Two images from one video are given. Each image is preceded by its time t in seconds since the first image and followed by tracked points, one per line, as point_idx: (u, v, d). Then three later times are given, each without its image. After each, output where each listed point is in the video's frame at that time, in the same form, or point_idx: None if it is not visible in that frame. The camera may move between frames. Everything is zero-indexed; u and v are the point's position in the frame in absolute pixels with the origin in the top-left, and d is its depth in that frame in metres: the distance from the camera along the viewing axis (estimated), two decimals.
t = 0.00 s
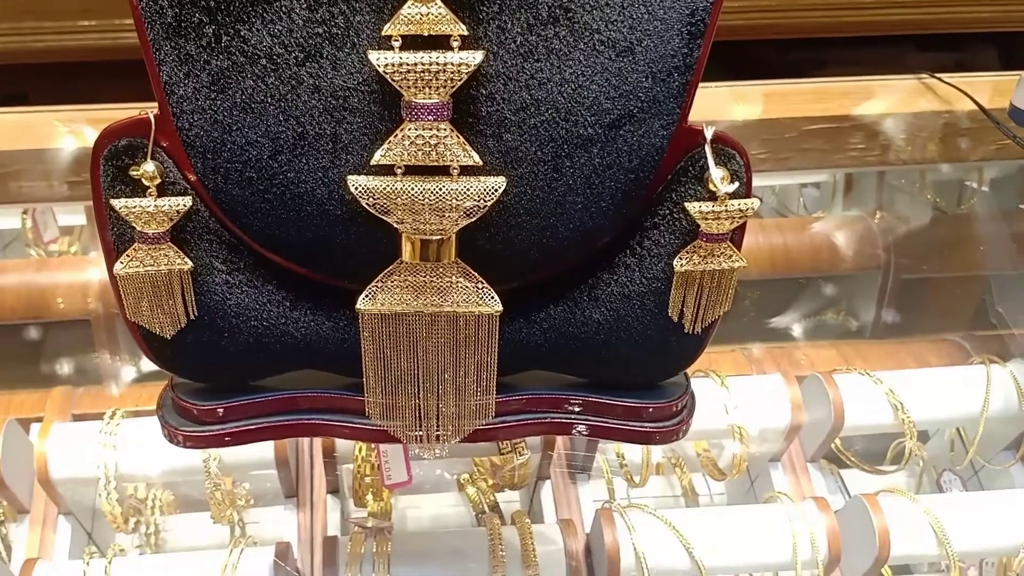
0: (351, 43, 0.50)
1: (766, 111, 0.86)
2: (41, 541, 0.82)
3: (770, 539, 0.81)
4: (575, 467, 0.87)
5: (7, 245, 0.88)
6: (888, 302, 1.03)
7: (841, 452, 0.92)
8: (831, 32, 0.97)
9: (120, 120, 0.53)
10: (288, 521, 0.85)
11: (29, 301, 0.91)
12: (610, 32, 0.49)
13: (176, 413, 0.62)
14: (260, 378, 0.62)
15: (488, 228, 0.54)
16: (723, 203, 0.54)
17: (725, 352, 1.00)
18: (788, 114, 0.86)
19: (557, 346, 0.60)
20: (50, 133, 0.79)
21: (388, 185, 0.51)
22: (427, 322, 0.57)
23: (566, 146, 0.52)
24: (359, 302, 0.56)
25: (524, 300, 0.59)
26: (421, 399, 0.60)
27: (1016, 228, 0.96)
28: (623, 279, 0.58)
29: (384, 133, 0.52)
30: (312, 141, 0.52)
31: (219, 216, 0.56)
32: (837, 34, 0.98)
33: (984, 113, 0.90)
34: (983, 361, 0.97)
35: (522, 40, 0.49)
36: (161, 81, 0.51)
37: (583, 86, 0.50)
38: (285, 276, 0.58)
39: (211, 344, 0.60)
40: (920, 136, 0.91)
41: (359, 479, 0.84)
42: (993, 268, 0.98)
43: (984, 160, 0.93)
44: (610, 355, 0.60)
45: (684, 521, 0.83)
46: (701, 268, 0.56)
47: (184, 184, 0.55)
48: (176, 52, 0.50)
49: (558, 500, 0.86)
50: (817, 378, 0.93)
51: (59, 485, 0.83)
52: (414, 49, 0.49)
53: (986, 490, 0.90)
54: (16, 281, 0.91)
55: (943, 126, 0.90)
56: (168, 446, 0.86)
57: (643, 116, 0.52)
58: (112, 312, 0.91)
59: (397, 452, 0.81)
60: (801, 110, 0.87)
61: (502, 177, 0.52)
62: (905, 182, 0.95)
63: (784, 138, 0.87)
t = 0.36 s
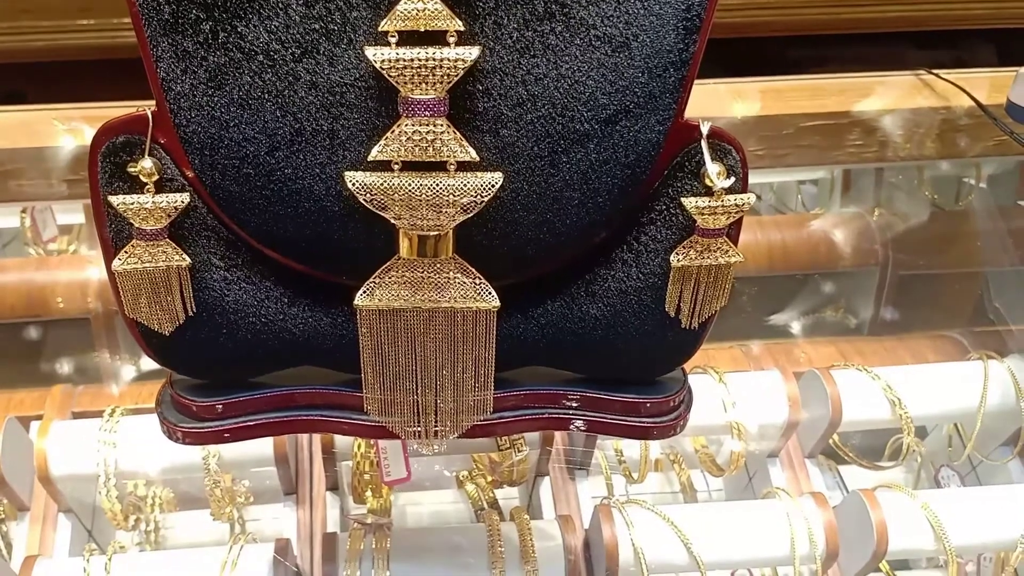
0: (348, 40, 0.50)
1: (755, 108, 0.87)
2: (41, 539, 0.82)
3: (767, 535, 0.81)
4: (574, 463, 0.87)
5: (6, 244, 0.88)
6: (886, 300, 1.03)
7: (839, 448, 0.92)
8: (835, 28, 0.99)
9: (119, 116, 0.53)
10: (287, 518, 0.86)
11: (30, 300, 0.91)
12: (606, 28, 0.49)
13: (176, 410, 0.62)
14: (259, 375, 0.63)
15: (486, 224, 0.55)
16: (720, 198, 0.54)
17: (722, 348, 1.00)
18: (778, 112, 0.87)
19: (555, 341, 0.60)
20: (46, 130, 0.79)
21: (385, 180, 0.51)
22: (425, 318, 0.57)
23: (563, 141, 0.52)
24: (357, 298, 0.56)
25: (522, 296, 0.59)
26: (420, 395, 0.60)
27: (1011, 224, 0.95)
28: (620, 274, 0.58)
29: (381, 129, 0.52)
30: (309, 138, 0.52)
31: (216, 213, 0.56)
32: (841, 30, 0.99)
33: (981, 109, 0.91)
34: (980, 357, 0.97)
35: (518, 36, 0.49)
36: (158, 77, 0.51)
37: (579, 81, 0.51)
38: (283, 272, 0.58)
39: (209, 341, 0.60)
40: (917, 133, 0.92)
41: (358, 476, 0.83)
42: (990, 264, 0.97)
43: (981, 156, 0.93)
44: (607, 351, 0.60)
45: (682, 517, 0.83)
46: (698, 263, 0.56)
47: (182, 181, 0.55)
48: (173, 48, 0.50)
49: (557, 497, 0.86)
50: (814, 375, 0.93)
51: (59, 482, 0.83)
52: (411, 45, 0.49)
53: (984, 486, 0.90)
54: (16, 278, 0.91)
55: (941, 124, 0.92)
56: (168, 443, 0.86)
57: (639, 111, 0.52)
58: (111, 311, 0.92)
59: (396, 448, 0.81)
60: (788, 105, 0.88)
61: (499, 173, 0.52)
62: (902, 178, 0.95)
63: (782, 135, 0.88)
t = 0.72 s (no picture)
0: (347, 40, 0.50)
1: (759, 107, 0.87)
2: (42, 539, 0.82)
3: (767, 534, 0.81)
4: (574, 462, 0.87)
5: (6, 245, 0.89)
6: (885, 298, 1.03)
7: (838, 447, 0.93)
8: (832, 27, 0.97)
9: (119, 117, 0.54)
10: (288, 518, 0.86)
11: (30, 301, 0.91)
12: (604, 28, 0.50)
13: (177, 410, 0.63)
14: (259, 374, 0.63)
15: (485, 223, 0.55)
16: (718, 197, 0.54)
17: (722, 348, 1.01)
18: (781, 111, 0.87)
19: (554, 341, 0.60)
20: (46, 131, 0.79)
21: (384, 180, 0.52)
22: (424, 317, 0.57)
23: (561, 141, 0.52)
24: (357, 298, 0.56)
25: (521, 296, 0.59)
26: (420, 395, 0.60)
27: (1010, 222, 0.97)
28: (619, 273, 0.58)
29: (381, 130, 0.52)
30: (309, 138, 0.52)
31: (217, 213, 0.56)
32: (837, 29, 0.97)
33: (979, 108, 0.91)
34: (979, 356, 0.97)
35: (517, 36, 0.50)
36: (158, 78, 0.52)
37: (577, 81, 0.51)
38: (283, 273, 0.59)
39: (209, 341, 0.60)
40: (916, 132, 0.92)
41: (358, 476, 0.83)
42: (989, 263, 0.99)
43: (981, 154, 0.93)
44: (607, 350, 0.61)
45: (681, 515, 0.83)
46: (696, 262, 0.56)
47: (183, 182, 0.55)
48: (173, 49, 0.51)
49: (557, 497, 0.86)
50: (814, 373, 0.93)
51: (60, 482, 0.84)
52: (410, 45, 0.49)
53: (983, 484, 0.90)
54: (16, 279, 0.91)
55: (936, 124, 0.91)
56: (169, 444, 0.86)
57: (637, 111, 0.52)
58: (112, 312, 0.92)
59: (396, 449, 0.82)
60: (793, 105, 0.88)
61: (498, 172, 0.53)
62: (902, 177, 0.96)
63: (781, 134, 0.88)
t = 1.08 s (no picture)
0: (349, 49, 0.50)
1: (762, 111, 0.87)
2: (45, 546, 0.82)
3: (770, 539, 0.81)
4: (577, 469, 0.87)
5: (7, 249, 0.88)
6: (887, 300, 1.03)
7: (840, 451, 0.93)
8: (827, 29, 0.97)
9: (121, 126, 0.54)
10: (290, 522, 0.86)
11: (30, 305, 0.91)
12: (606, 35, 0.50)
13: (180, 418, 0.63)
14: (262, 382, 0.63)
15: (488, 231, 0.55)
16: (721, 205, 0.54)
17: (724, 352, 1.01)
18: (782, 115, 0.87)
19: (557, 348, 0.60)
20: (48, 136, 0.79)
21: (387, 189, 0.52)
22: (427, 326, 0.57)
23: (564, 148, 0.52)
24: (359, 306, 0.56)
25: (524, 303, 0.59)
26: (423, 402, 0.60)
27: (1014, 226, 0.96)
28: (623, 281, 0.58)
29: (384, 138, 0.52)
30: (312, 146, 0.52)
31: (219, 221, 0.56)
32: (832, 31, 0.97)
33: (980, 112, 0.89)
34: (981, 360, 0.97)
35: (519, 44, 0.50)
36: (161, 86, 0.52)
37: (580, 89, 0.51)
38: (286, 281, 0.59)
39: (213, 348, 0.60)
40: (917, 135, 0.91)
41: (361, 481, 0.84)
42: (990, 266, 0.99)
43: (981, 158, 0.93)
44: (610, 357, 0.61)
45: (683, 520, 0.83)
46: (699, 270, 0.56)
47: (186, 190, 0.55)
48: (175, 58, 0.51)
49: (559, 501, 0.87)
50: (815, 377, 0.93)
51: (62, 488, 0.84)
52: (412, 54, 0.49)
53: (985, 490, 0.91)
54: (17, 283, 0.91)
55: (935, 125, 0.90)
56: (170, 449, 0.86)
57: (640, 118, 0.52)
58: (113, 317, 0.92)
59: (399, 456, 0.79)
60: (794, 109, 0.87)
61: (501, 180, 0.53)
62: (903, 181, 0.96)
63: (782, 138, 0.88)
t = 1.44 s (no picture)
0: (357, 76, 0.50)
1: (760, 126, 0.87)
2: (51, 561, 0.83)
3: (773, 552, 0.82)
4: (581, 484, 0.88)
5: (11, 260, 0.88)
6: (887, 306, 1.04)
7: (843, 465, 0.93)
8: (829, 37, 0.97)
9: (130, 151, 0.54)
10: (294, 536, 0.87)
11: (34, 315, 0.91)
12: (611, 63, 0.50)
13: (187, 439, 0.63)
14: (268, 403, 0.63)
15: (493, 255, 0.55)
16: (725, 229, 0.54)
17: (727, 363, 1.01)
18: (783, 130, 0.87)
19: (562, 369, 0.61)
20: (53, 150, 0.80)
21: (394, 215, 0.52)
22: (433, 348, 0.57)
23: (569, 174, 0.53)
24: (366, 329, 0.57)
25: (529, 325, 0.59)
26: (428, 423, 0.60)
27: (1011, 237, 0.97)
28: (627, 303, 0.58)
29: (390, 163, 0.53)
30: (319, 172, 0.53)
31: (227, 244, 0.57)
32: (833, 39, 0.98)
33: (981, 126, 0.90)
34: (983, 373, 0.98)
35: (525, 72, 0.50)
36: (170, 113, 0.52)
37: (585, 115, 0.51)
38: (293, 303, 0.59)
39: (221, 370, 0.60)
40: (918, 147, 0.91)
41: (365, 495, 0.83)
42: (991, 277, 0.99)
43: (983, 171, 0.94)
44: (614, 377, 0.61)
45: (686, 535, 0.84)
46: (703, 292, 0.57)
47: (194, 215, 0.55)
48: (184, 85, 0.51)
49: (563, 514, 0.88)
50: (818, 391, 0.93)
51: (68, 503, 0.84)
52: (419, 82, 0.50)
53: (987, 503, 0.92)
54: (22, 297, 0.91)
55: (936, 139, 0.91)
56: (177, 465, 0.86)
57: (644, 144, 0.52)
58: (117, 329, 0.92)
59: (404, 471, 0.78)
60: (792, 123, 0.88)
61: (506, 206, 0.53)
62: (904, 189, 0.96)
63: (783, 152, 0.88)
